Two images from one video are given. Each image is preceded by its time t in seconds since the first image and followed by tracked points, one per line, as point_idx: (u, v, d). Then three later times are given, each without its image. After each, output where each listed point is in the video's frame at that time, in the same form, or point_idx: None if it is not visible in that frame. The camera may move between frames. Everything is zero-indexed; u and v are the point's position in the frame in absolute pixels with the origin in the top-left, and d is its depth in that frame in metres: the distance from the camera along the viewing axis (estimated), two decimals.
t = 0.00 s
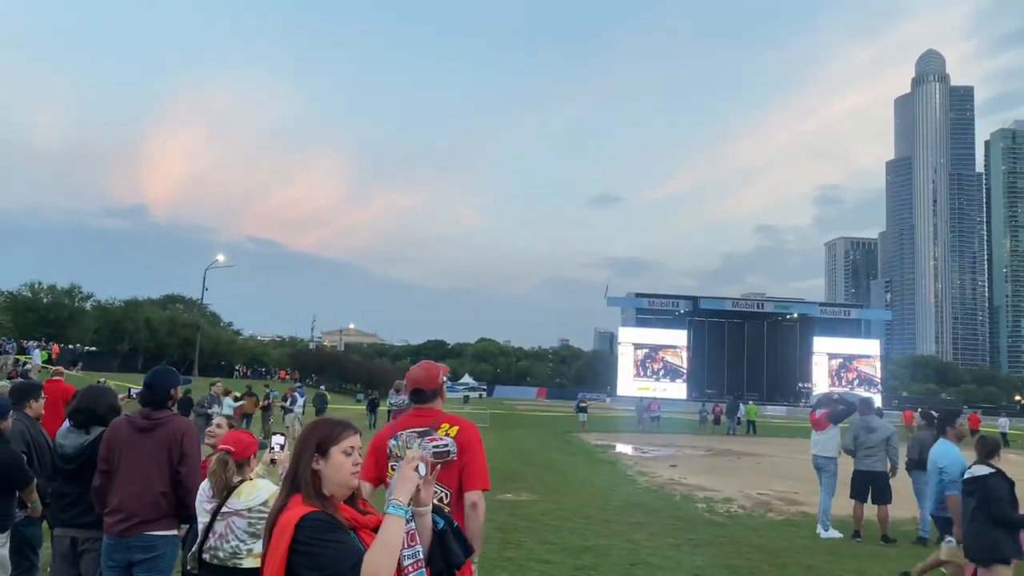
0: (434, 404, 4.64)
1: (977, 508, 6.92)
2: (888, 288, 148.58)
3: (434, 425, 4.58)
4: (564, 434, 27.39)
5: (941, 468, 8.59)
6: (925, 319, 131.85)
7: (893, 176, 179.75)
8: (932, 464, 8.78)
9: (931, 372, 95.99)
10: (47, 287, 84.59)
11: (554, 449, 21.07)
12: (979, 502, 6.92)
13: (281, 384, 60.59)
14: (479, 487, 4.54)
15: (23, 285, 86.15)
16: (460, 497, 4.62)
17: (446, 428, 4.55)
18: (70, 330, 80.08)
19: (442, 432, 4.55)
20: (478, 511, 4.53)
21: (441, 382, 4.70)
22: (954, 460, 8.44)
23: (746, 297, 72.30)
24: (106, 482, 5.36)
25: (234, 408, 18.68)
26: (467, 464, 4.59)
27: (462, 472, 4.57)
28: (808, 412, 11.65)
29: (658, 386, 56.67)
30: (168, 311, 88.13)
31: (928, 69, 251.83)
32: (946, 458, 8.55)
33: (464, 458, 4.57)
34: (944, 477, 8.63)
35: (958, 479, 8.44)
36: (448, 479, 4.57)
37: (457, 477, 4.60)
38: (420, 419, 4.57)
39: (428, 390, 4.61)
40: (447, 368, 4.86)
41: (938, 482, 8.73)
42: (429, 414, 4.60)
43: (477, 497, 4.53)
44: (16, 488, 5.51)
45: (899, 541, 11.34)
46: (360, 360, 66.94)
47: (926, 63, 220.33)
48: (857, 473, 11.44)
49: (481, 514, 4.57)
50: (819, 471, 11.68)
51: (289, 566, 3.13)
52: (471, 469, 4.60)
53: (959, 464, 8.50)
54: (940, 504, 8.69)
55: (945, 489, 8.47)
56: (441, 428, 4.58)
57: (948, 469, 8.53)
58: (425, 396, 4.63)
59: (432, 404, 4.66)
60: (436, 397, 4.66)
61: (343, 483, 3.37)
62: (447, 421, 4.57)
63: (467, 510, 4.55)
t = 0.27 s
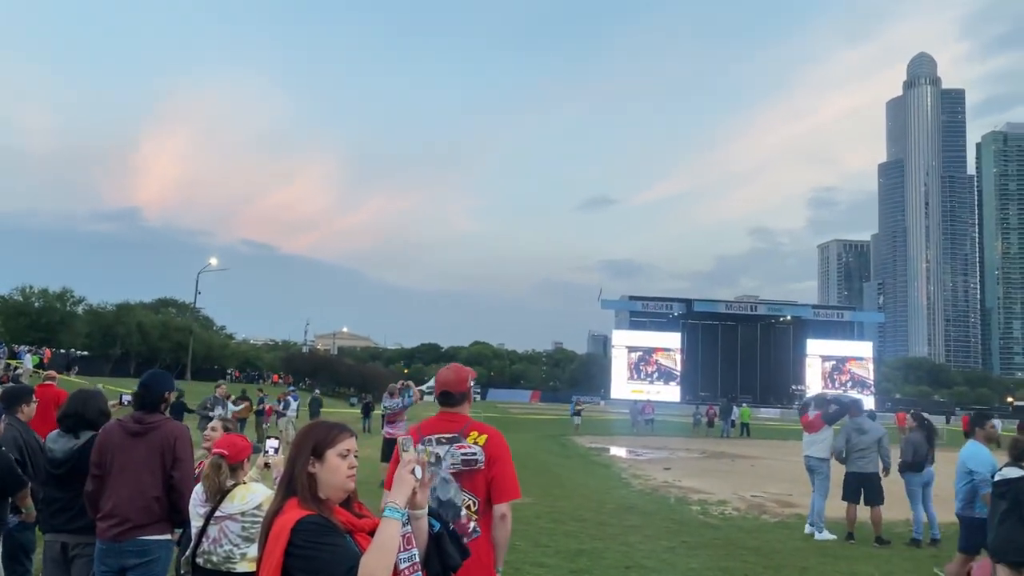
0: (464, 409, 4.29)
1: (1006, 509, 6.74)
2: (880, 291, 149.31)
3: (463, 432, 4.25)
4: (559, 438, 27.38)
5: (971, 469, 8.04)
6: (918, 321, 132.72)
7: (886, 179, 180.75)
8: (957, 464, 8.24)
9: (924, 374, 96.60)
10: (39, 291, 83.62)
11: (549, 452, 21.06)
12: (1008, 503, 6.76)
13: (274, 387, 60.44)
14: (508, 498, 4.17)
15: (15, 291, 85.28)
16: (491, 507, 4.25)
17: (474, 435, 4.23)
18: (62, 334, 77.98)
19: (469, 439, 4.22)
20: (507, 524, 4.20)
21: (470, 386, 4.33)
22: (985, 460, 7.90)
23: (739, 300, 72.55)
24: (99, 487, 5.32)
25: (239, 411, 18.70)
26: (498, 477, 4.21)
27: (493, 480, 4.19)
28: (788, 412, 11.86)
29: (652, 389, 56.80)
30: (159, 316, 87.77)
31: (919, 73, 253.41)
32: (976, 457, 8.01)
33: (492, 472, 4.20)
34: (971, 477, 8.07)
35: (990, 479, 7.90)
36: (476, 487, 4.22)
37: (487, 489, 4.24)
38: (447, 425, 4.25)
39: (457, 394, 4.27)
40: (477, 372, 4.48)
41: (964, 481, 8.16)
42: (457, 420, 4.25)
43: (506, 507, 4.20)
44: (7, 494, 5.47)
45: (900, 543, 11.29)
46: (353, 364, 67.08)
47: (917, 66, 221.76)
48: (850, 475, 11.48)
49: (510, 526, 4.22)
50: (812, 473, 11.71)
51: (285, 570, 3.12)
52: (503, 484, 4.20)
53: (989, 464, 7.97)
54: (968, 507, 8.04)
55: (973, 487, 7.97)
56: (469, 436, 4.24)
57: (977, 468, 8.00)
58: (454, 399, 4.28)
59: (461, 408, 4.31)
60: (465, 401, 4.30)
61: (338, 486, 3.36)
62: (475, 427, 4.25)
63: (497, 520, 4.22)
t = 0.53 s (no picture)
0: (455, 413, 4.24)
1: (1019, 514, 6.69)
2: (852, 293, 151.46)
3: (454, 437, 4.19)
4: (536, 440, 27.39)
5: (981, 471, 8.20)
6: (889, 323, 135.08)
7: (857, 182, 183.19)
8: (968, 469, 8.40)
9: (895, 374, 98.08)
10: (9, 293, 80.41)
11: (525, 454, 21.06)
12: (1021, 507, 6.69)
13: (249, 392, 59.82)
14: (499, 504, 4.13)
15: None
16: (477, 513, 4.20)
17: (466, 441, 4.17)
18: (31, 337, 74.21)
19: (459, 446, 4.15)
20: (495, 530, 4.14)
21: (461, 391, 4.28)
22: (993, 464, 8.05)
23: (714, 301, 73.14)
24: (68, 494, 5.24)
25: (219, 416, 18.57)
26: (486, 481, 4.18)
27: (485, 483, 4.14)
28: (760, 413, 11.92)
29: (628, 391, 57.00)
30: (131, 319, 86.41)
31: (890, 77, 257.05)
32: (986, 462, 8.15)
33: (482, 474, 4.15)
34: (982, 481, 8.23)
35: (1000, 481, 8.04)
36: (466, 492, 4.14)
37: (476, 494, 4.18)
38: (439, 429, 4.20)
39: (450, 396, 4.21)
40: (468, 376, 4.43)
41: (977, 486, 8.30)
42: (448, 424, 4.20)
43: (496, 514, 4.14)
44: None
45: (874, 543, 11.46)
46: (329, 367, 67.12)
47: (888, 71, 224.98)
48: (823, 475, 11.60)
49: (498, 532, 4.17)
50: (784, 473, 11.85)
51: None
52: (497, 490, 4.16)
53: (998, 468, 8.11)
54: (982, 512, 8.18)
55: (983, 491, 8.12)
56: (458, 441, 4.18)
57: (986, 472, 8.16)
58: (445, 402, 4.23)
59: (452, 412, 4.25)
60: (457, 403, 4.25)
61: (312, 492, 3.33)
62: (467, 433, 4.19)
63: (487, 527, 4.16)
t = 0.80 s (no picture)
0: (394, 421, 4.22)
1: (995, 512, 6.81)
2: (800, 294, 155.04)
3: (389, 447, 4.15)
4: (490, 443, 27.38)
5: (953, 468, 8.13)
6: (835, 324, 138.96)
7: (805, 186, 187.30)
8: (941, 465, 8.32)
9: (841, 374, 100.60)
10: None
11: (479, 457, 21.05)
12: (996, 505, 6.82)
13: (198, 397, 58.63)
14: (434, 514, 4.09)
15: None
16: (414, 524, 4.15)
17: (401, 451, 4.12)
18: None
19: (395, 454, 4.11)
20: (431, 541, 4.10)
21: (400, 398, 4.28)
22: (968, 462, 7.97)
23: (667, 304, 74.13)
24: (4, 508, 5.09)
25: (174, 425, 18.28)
26: (421, 491, 4.13)
27: (418, 492, 4.11)
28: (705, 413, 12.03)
29: (582, 392, 57.30)
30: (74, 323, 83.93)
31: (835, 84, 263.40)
32: (959, 460, 8.07)
33: (416, 486, 4.11)
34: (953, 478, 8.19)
35: (972, 479, 7.98)
36: (400, 503, 4.11)
37: (411, 504, 4.13)
38: (375, 438, 4.17)
39: (388, 403, 4.19)
40: (407, 382, 4.43)
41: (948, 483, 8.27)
42: (386, 432, 4.18)
43: (431, 525, 4.11)
44: None
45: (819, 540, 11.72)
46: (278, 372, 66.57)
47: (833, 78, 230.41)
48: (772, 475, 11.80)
49: (434, 542, 4.13)
50: (729, 473, 12.03)
51: None
52: (429, 500, 4.12)
53: (971, 467, 8.04)
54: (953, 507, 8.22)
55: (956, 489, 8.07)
56: (394, 450, 4.14)
57: (959, 470, 8.09)
58: (385, 409, 4.21)
59: (390, 420, 4.24)
60: (395, 411, 4.24)
61: (253, 504, 3.28)
62: (403, 442, 4.15)
63: (419, 539, 4.12)
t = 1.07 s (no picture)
0: (301, 425, 4.16)
1: (943, 513, 7.16)
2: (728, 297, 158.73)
3: (295, 453, 4.10)
4: (422, 446, 27.18)
5: (908, 472, 7.99)
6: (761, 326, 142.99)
7: (734, 192, 192.04)
8: (895, 468, 8.14)
9: (767, 375, 103.47)
10: None
11: (410, 461, 20.88)
12: (943, 506, 7.17)
13: (118, 401, 56.45)
14: (341, 522, 4.07)
15: None
16: (321, 532, 4.12)
17: (306, 457, 4.09)
18: None
19: (301, 461, 4.07)
20: (339, 546, 4.09)
21: (309, 402, 4.22)
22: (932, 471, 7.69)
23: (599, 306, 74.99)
24: None
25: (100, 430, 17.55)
26: (328, 500, 4.09)
27: (323, 499, 4.07)
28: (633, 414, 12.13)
29: (516, 393, 57.37)
30: None
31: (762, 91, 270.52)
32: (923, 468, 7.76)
33: (322, 493, 4.07)
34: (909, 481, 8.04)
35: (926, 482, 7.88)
36: (307, 511, 4.07)
37: (316, 511, 4.09)
38: (281, 443, 4.11)
39: (295, 409, 4.13)
40: (315, 386, 4.39)
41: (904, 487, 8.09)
42: (293, 438, 4.13)
43: (338, 532, 4.09)
44: None
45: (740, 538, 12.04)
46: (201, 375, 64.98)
47: (761, 86, 236.79)
48: (697, 474, 12.01)
49: (342, 548, 4.11)
50: (657, 472, 12.20)
51: None
52: (335, 506, 4.09)
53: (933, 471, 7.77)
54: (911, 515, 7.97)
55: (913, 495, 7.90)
56: (301, 456, 4.09)
57: (916, 474, 7.94)
58: (291, 414, 4.15)
59: (298, 423, 4.19)
60: (303, 416, 4.18)
61: (160, 512, 3.16)
62: (307, 449, 4.11)
63: (328, 545, 4.09)
